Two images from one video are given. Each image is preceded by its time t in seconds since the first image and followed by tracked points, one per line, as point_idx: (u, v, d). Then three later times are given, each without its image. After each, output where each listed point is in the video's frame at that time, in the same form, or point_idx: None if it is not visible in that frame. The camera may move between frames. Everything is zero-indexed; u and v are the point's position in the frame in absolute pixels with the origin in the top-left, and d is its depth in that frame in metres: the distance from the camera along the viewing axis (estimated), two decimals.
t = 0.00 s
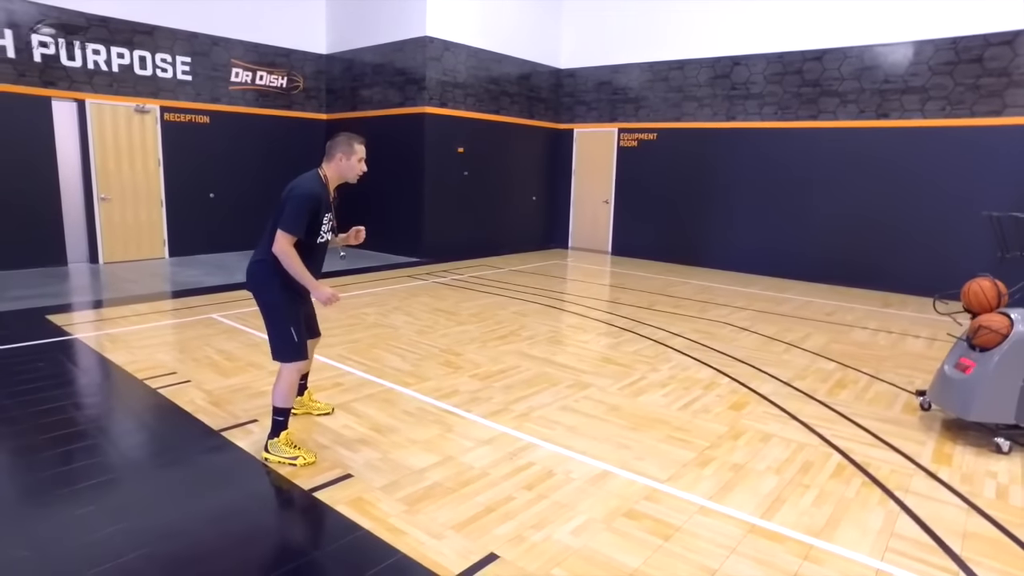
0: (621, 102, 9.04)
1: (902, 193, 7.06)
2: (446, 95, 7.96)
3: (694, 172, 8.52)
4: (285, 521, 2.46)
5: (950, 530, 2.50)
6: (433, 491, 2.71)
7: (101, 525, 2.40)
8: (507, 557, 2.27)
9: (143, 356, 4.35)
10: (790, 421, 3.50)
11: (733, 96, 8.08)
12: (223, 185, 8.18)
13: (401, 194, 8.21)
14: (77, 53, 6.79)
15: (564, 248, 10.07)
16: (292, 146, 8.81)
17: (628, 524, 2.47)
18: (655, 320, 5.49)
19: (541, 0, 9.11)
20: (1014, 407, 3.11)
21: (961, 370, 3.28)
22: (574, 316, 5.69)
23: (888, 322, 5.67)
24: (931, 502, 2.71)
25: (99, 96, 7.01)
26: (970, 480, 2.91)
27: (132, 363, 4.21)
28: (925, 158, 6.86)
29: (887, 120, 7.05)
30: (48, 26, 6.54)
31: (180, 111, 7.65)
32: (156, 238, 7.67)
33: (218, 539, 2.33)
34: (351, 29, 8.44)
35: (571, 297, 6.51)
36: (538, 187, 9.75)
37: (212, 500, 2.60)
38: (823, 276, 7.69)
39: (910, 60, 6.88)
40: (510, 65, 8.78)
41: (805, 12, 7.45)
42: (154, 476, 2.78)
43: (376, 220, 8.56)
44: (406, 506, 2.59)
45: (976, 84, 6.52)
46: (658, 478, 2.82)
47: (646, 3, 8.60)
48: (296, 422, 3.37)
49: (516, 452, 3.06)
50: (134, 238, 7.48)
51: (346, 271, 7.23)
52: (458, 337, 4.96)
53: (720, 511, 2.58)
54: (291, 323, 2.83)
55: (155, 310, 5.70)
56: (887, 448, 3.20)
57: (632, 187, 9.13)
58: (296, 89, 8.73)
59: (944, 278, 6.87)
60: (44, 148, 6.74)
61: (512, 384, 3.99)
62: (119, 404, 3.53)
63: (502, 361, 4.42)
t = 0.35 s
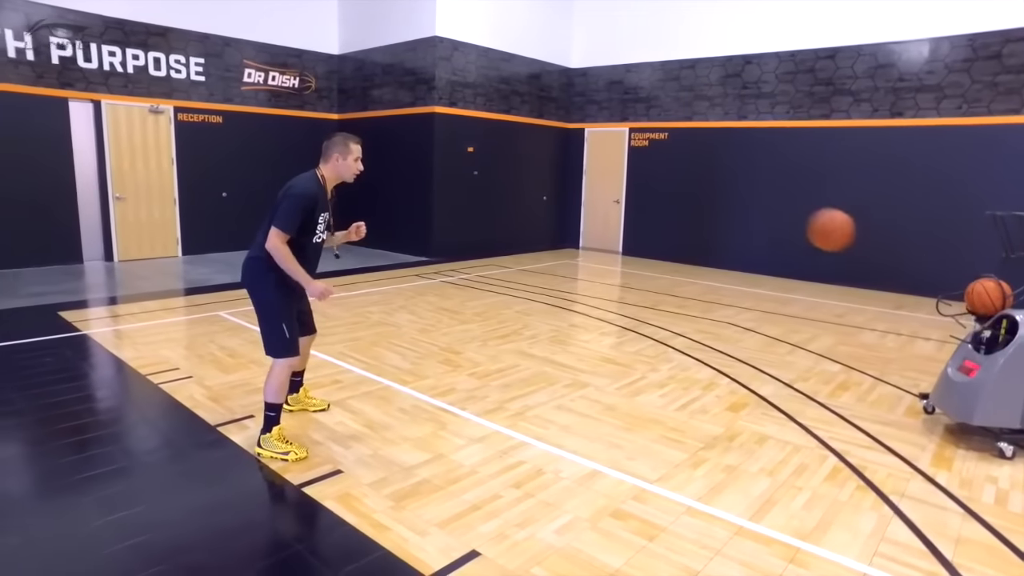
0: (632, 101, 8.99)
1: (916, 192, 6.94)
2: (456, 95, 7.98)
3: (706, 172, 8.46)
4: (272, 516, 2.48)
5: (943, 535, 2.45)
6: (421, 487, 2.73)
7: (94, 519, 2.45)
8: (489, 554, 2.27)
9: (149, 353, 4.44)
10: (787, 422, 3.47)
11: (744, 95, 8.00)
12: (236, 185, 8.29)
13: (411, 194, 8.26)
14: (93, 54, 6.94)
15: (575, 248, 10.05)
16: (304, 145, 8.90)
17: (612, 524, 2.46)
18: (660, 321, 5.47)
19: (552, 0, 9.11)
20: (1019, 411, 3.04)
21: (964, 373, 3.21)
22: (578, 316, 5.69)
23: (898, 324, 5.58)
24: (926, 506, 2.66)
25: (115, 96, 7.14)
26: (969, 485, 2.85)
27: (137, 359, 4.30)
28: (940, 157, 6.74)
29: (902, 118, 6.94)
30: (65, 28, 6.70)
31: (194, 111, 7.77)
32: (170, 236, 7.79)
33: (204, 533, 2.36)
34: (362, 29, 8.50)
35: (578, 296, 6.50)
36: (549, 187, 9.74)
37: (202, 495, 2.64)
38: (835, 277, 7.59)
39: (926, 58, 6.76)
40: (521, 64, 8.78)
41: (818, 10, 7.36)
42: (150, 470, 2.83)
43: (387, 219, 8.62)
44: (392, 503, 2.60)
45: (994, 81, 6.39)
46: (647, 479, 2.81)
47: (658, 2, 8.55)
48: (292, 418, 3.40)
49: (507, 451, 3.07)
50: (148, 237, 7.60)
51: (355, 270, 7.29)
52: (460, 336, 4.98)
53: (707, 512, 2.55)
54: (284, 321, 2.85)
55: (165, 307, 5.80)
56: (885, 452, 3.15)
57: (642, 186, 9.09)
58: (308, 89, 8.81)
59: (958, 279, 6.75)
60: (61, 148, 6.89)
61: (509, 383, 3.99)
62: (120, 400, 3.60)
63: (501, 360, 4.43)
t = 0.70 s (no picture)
0: (650, 102, 8.96)
1: (940, 192, 6.81)
2: (474, 96, 8.03)
3: (724, 172, 8.39)
4: (275, 509, 2.54)
5: (947, 541, 2.41)
6: (422, 483, 2.76)
7: (106, 506, 2.53)
8: (484, 549, 2.29)
9: (167, 348, 4.55)
10: (794, 425, 3.44)
11: (764, 95, 7.93)
12: (257, 185, 8.44)
13: (429, 194, 8.32)
14: (120, 58, 7.14)
15: (593, 248, 10.03)
16: (325, 146, 9.02)
17: (609, 523, 2.46)
18: (672, 322, 5.45)
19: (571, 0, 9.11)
20: None
21: (976, 378, 3.15)
22: (591, 316, 5.70)
23: (918, 327, 5.48)
24: (931, 511, 2.62)
25: (140, 98, 7.32)
26: (979, 491, 2.80)
27: (155, 354, 4.41)
28: (965, 156, 6.60)
29: (926, 118, 6.81)
30: (94, 33, 6.91)
31: (216, 112, 7.92)
32: (193, 236, 7.96)
33: (209, 523, 2.42)
34: (381, 31, 8.59)
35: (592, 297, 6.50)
36: (567, 187, 9.74)
37: (209, 485, 2.70)
38: (857, 279, 7.47)
39: (952, 55, 6.63)
40: (539, 65, 8.79)
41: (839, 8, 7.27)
42: (163, 461, 2.91)
43: (405, 220, 8.70)
44: (392, 498, 2.64)
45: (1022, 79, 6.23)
46: (648, 479, 2.81)
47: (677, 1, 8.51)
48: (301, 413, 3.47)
49: (510, 448, 3.09)
50: (172, 236, 7.77)
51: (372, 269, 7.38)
52: (471, 335, 5.02)
53: (706, 513, 2.54)
54: (303, 311, 2.92)
55: (186, 304, 5.93)
56: (893, 455, 3.11)
57: (660, 187, 9.05)
58: (328, 90, 8.93)
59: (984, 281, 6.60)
60: (89, 149, 7.09)
61: (517, 382, 4.02)
62: (137, 394, 3.70)
63: (510, 360, 4.46)
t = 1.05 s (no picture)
0: (701, 102, 8.83)
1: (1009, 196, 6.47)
2: (521, 98, 8.08)
3: (778, 174, 8.19)
4: (311, 499, 2.63)
5: (991, 562, 2.31)
6: (454, 479, 2.82)
7: (157, 490, 2.68)
8: (509, 546, 2.33)
9: (221, 342, 4.77)
10: (837, 435, 3.35)
11: (819, 94, 7.71)
12: (310, 185, 8.70)
13: (477, 195, 8.41)
14: (185, 64, 7.51)
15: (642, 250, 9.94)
16: (377, 149, 9.23)
17: (636, 526, 2.46)
18: (717, 327, 5.37)
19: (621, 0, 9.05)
20: None
21: None
22: (634, 319, 5.67)
23: (980, 338, 5.24)
24: (978, 530, 2.52)
25: (202, 103, 7.67)
26: None
27: (210, 349, 4.62)
28: None
29: (995, 116, 6.48)
30: (161, 42, 7.31)
31: (273, 116, 8.21)
32: (250, 235, 8.28)
33: (248, 510, 2.54)
34: (432, 35, 8.74)
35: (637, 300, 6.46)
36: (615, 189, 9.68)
37: (252, 474, 2.82)
38: (918, 286, 7.17)
39: None
40: (587, 66, 8.78)
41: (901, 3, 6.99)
42: (210, 450, 3.05)
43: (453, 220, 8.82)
44: (424, 493, 2.71)
45: None
46: (679, 484, 2.79)
47: None
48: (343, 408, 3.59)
49: (543, 449, 3.12)
50: (231, 235, 8.11)
51: (420, 269, 7.52)
52: (513, 335, 5.05)
53: (736, 521, 2.51)
54: (343, 322, 3.06)
55: (241, 300, 6.17)
56: (942, 471, 3.00)
57: (711, 188, 8.90)
58: (380, 93, 9.11)
59: None
60: (154, 152, 7.48)
61: (554, 383, 4.04)
62: (190, 386, 3.90)
63: (550, 361, 4.48)
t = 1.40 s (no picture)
0: (794, 104, 8.47)
1: None
2: (606, 102, 8.05)
3: (879, 179, 7.72)
4: (374, 492, 2.74)
5: None
6: (513, 482, 2.85)
7: (238, 477, 2.89)
8: (560, 553, 2.33)
9: (306, 339, 5.03)
10: (924, 462, 3.13)
11: (927, 93, 7.19)
12: (397, 189, 8.99)
13: (559, 199, 8.42)
14: (284, 75, 7.97)
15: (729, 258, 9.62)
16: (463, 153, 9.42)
17: (692, 542, 2.40)
18: (803, 341, 5.13)
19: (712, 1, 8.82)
20: None
21: None
22: (713, 329, 5.50)
23: None
24: None
25: (299, 111, 8.12)
26: None
27: (295, 344, 4.88)
28: None
29: None
30: (263, 55, 7.82)
31: (364, 122, 8.57)
32: (340, 236, 8.66)
33: (315, 500, 2.68)
34: (519, 41, 8.84)
35: (719, 309, 6.26)
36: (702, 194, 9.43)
37: (321, 465, 2.98)
38: None
39: None
40: (675, 69, 8.62)
41: None
42: (286, 442, 3.24)
43: (536, 224, 8.85)
44: (483, 493, 2.75)
45: None
46: (743, 502, 2.70)
47: None
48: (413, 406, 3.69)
49: (605, 457, 3.09)
50: (323, 236, 8.52)
51: (500, 272, 7.61)
52: (587, 341, 5.01)
53: (801, 545, 2.40)
54: (412, 320, 3.17)
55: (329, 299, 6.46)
56: None
57: (804, 194, 8.50)
58: (466, 99, 9.29)
59: None
60: (255, 157, 7.97)
61: (624, 392, 3.97)
62: (273, 379, 4.14)
63: (622, 369, 4.41)
